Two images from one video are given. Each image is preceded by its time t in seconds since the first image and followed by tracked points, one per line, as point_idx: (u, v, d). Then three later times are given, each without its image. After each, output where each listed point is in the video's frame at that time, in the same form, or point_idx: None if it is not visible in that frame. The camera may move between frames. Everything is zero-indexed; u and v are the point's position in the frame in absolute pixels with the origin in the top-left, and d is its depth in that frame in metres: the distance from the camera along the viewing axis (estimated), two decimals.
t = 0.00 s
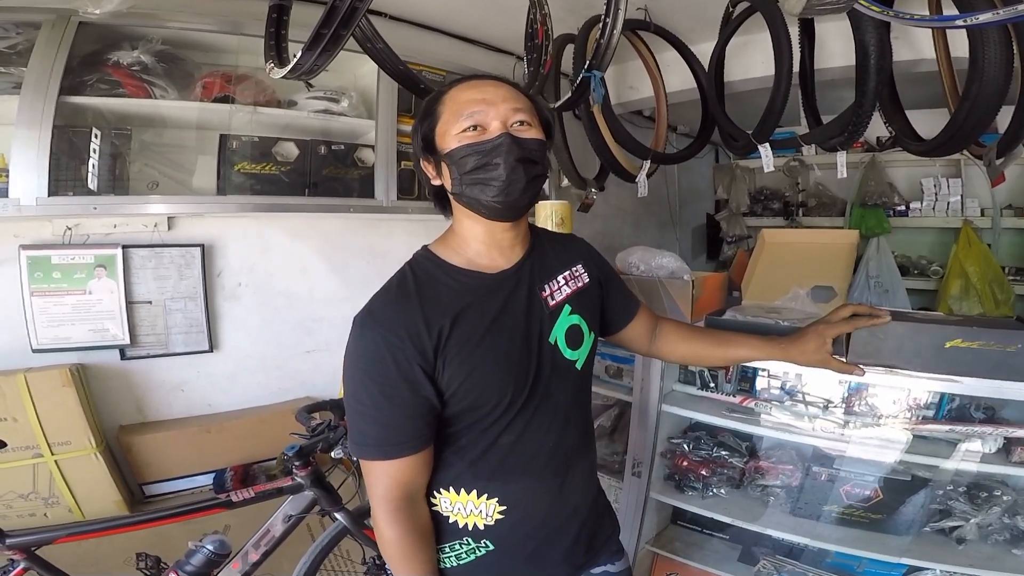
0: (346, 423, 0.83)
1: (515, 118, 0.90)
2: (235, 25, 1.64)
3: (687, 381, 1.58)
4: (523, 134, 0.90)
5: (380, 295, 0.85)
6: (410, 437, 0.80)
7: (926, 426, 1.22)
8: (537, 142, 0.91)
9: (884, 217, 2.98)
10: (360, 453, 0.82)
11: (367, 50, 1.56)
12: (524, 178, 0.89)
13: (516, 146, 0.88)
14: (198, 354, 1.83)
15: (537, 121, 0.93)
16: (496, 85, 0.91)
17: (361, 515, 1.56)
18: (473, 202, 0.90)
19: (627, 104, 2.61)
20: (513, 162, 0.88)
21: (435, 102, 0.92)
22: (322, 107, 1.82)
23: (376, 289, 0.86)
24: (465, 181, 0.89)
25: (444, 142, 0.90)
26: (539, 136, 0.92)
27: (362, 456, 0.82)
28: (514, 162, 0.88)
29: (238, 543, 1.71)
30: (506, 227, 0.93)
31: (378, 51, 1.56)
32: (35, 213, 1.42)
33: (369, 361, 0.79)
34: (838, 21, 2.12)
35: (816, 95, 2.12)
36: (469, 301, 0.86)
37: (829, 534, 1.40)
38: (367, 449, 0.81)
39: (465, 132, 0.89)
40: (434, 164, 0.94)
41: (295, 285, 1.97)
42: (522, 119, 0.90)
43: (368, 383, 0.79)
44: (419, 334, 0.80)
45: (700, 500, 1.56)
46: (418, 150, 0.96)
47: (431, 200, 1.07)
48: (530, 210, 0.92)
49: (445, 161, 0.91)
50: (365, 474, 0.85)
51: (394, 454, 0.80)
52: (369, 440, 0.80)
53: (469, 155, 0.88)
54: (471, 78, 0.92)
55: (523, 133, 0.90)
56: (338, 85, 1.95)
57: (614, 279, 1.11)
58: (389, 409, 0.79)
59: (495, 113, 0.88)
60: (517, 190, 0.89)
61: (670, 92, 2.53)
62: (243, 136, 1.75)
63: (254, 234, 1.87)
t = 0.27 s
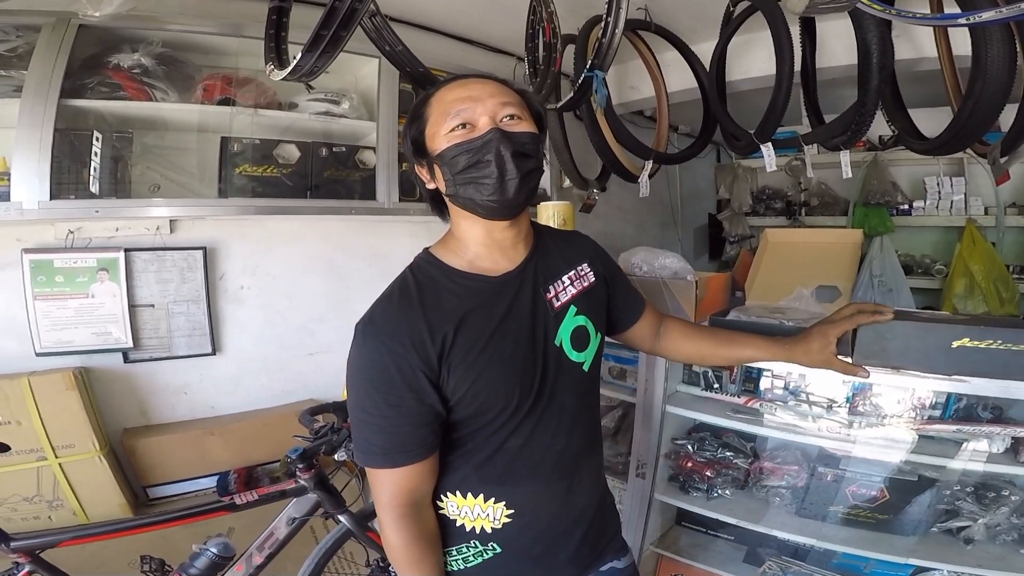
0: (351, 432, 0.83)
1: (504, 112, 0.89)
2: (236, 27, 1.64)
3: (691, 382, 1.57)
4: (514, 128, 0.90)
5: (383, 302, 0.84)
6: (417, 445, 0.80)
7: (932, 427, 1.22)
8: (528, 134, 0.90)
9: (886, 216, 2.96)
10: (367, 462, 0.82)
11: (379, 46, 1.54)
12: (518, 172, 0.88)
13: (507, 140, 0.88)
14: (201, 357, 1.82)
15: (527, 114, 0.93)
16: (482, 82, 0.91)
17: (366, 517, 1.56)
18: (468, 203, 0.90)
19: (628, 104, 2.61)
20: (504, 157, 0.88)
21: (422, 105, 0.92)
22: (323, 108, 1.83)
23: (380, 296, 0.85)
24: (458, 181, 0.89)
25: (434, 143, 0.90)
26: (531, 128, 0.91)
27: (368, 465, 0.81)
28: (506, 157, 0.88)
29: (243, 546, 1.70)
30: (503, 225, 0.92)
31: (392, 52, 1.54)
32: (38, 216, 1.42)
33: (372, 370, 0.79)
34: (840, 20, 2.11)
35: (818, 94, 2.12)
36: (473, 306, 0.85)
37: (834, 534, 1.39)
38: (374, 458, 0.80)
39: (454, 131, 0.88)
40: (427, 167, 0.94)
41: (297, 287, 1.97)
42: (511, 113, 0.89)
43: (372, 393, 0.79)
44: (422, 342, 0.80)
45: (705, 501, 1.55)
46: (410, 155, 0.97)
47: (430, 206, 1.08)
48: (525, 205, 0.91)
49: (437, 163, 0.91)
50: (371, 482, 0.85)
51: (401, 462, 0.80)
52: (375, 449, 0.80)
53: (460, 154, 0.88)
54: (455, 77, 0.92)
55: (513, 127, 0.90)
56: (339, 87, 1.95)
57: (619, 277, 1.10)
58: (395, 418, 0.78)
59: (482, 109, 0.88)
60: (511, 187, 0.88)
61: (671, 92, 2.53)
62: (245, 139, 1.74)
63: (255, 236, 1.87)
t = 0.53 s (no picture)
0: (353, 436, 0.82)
1: (507, 110, 0.88)
2: (237, 27, 1.63)
3: (697, 382, 1.56)
4: (518, 125, 0.89)
5: (386, 304, 0.83)
6: (419, 449, 0.79)
7: (940, 427, 1.20)
8: (532, 132, 0.89)
9: (892, 216, 2.90)
10: (370, 465, 0.81)
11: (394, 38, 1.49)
12: (521, 170, 0.87)
13: (510, 138, 0.87)
14: (203, 357, 1.82)
15: (531, 111, 0.92)
16: (486, 79, 0.90)
17: (370, 518, 1.55)
18: (471, 202, 0.89)
19: (631, 104, 2.60)
20: (507, 155, 0.87)
21: (425, 102, 0.91)
22: (325, 107, 1.82)
23: (382, 298, 0.85)
24: (461, 179, 0.88)
25: (437, 141, 0.89)
26: (535, 125, 0.90)
27: (371, 468, 0.81)
28: (509, 155, 0.87)
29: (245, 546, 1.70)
30: (506, 224, 0.91)
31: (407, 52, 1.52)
32: (39, 217, 1.42)
33: (374, 373, 0.78)
34: (845, 18, 2.10)
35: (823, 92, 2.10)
36: (475, 308, 0.84)
37: (840, 535, 1.38)
38: (376, 461, 0.80)
39: (457, 129, 0.87)
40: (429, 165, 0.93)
41: (300, 287, 1.96)
42: (515, 111, 0.88)
43: (374, 395, 0.78)
44: (424, 344, 0.79)
45: (711, 502, 1.55)
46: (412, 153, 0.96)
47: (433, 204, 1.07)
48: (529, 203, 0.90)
49: (439, 161, 0.90)
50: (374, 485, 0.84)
51: (403, 466, 0.79)
52: (378, 452, 0.79)
53: (463, 152, 0.87)
54: (458, 74, 0.91)
55: (516, 124, 0.89)
56: (341, 86, 1.94)
57: (627, 277, 1.09)
58: (397, 421, 0.78)
59: (485, 107, 0.87)
60: (514, 185, 0.87)
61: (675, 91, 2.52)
62: (247, 138, 1.75)
63: (258, 236, 1.86)
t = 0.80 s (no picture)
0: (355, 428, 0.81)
1: (524, 113, 0.87)
2: (244, 23, 1.63)
3: (702, 382, 1.56)
4: (533, 129, 0.88)
5: (390, 297, 0.83)
6: (421, 442, 0.78)
7: (948, 429, 1.19)
8: (548, 139, 0.88)
9: (899, 218, 2.95)
10: (371, 458, 0.80)
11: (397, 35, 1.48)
12: (534, 178, 0.87)
13: (526, 143, 0.86)
14: (207, 354, 1.82)
15: (548, 114, 0.91)
16: (505, 79, 0.89)
17: (370, 517, 1.55)
18: (483, 203, 0.89)
19: (637, 103, 2.58)
20: (522, 163, 0.86)
21: (441, 97, 0.90)
22: (330, 104, 1.82)
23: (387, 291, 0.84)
24: (473, 179, 0.88)
25: (451, 139, 0.89)
26: (551, 130, 0.90)
27: (372, 461, 0.80)
28: (523, 164, 0.86)
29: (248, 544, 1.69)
30: (518, 228, 0.90)
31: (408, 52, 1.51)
32: (43, 212, 1.41)
33: (378, 365, 0.78)
34: (855, 18, 2.09)
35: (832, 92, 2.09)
36: (480, 302, 0.84)
37: (843, 536, 1.37)
38: (378, 455, 0.79)
39: (472, 129, 0.87)
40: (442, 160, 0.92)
41: (304, 285, 1.96)
42: (531, 114, 0.88)
43: (378, 388, 0.78)
44: (428, 336, 0.79)
45: (715, 502, 1.54)
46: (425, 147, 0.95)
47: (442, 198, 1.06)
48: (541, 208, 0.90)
49: (452, 159, 0.89)
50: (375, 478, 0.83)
51: (404, 459, 0.78)
52: (380, 445, 0.79)
53: (477, 153, 0.86)
54: (477, 70, 0.90)
55: (532, 129, 0.88)
56: (347, 83, 1.94)
57: (637, 278, 1.08)
58: (399, 414, 0.77)
59: (503, 109, 0.86)
60: (527, 190, 0.86)
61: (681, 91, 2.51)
62: (252, 134, 1.74)
63: (262, 233, 1.86)
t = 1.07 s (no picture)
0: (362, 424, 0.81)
1: (523, 101, 0.87)
2: (246, 19, 1.63)
3: (705, 380, 1.55)
4: (533, 116, 0.88)
5: (397, 292, 0.82)
6: (428, 437, 0.78)
7: (952, 427, 1.19)
8: (547, 122, 0.88)
9: (902, 217, 2.89)
10: (377, 454, 0.80)
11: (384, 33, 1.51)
12: (535, 159, 0.86)
13: (525, 127, 0.85)
14: (209, 351, 1.82)
15: (546, 104, 0.91)
16: (502, 73, 0.89)
17: (372, 515, 1.55)
18: (485, 191, 0.88)
19: (639, 101, 2.58)
20: (522, 144, 0.85)
21: (441, 94, 0.91)
22: (332, 101, 1.82)
23: (393, 287, 0.84)
24: (476, 167, 0.87)
25: (453, 132, 0.89)
26: (549, 117, 0.89)
27: (378, 457, 0.80)
28: (524, 144, 0.85)
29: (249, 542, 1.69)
30: (521, 215, 0.89)
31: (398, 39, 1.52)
32: (46, 209, 1.41)
33: (384, 360, 0.77)
34: (859, 16, 2.08)
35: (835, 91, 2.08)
36: (487, 298, 0.83)
37: (847, 535, 1.36)
38: (384, 450, 0.79)
39: (472, 119, 0.87)
40: (446, 156, 0.92)
41: (305, 282, 1.95)
42: (530, 102, 0.88)
43: (385, 383, 0.77)
44: (435, 331, 0.78)
45: (718, 501, 1.53)
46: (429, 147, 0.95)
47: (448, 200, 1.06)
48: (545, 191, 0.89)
49: (455, 152, 0.89)
50: (381, 475, 0.83)
51: (411, 455, 0.78)
52: (386, 440, 0.78)
53: (479, 142, 0.86)
54: (475, 68, 0.91)
55: (532, 115, 0.88)
56: (349, 80, 1.93)
57: (640, 275, 1.08)
58: (406, 409, 0.77)
59: (501, 97, 0.86)
60: (529, 172, 0.85)
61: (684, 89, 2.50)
62: (254, 132, 1.73)
63: (264, 230, 1.86)
